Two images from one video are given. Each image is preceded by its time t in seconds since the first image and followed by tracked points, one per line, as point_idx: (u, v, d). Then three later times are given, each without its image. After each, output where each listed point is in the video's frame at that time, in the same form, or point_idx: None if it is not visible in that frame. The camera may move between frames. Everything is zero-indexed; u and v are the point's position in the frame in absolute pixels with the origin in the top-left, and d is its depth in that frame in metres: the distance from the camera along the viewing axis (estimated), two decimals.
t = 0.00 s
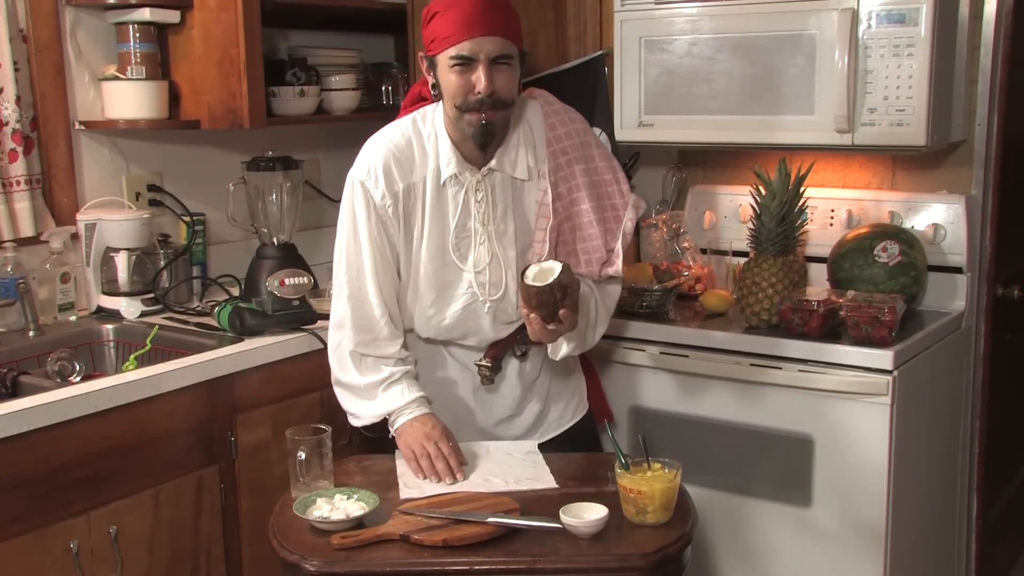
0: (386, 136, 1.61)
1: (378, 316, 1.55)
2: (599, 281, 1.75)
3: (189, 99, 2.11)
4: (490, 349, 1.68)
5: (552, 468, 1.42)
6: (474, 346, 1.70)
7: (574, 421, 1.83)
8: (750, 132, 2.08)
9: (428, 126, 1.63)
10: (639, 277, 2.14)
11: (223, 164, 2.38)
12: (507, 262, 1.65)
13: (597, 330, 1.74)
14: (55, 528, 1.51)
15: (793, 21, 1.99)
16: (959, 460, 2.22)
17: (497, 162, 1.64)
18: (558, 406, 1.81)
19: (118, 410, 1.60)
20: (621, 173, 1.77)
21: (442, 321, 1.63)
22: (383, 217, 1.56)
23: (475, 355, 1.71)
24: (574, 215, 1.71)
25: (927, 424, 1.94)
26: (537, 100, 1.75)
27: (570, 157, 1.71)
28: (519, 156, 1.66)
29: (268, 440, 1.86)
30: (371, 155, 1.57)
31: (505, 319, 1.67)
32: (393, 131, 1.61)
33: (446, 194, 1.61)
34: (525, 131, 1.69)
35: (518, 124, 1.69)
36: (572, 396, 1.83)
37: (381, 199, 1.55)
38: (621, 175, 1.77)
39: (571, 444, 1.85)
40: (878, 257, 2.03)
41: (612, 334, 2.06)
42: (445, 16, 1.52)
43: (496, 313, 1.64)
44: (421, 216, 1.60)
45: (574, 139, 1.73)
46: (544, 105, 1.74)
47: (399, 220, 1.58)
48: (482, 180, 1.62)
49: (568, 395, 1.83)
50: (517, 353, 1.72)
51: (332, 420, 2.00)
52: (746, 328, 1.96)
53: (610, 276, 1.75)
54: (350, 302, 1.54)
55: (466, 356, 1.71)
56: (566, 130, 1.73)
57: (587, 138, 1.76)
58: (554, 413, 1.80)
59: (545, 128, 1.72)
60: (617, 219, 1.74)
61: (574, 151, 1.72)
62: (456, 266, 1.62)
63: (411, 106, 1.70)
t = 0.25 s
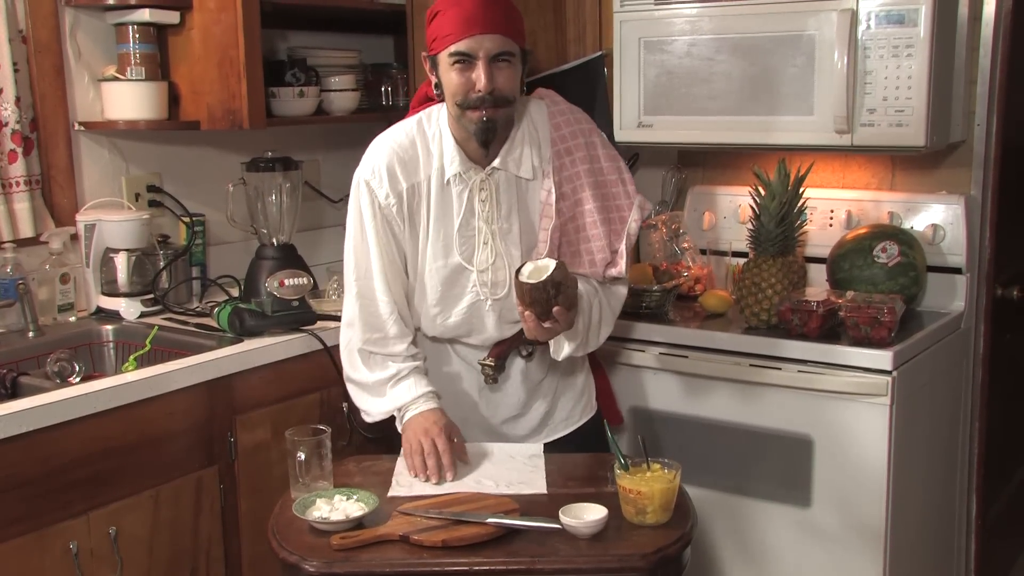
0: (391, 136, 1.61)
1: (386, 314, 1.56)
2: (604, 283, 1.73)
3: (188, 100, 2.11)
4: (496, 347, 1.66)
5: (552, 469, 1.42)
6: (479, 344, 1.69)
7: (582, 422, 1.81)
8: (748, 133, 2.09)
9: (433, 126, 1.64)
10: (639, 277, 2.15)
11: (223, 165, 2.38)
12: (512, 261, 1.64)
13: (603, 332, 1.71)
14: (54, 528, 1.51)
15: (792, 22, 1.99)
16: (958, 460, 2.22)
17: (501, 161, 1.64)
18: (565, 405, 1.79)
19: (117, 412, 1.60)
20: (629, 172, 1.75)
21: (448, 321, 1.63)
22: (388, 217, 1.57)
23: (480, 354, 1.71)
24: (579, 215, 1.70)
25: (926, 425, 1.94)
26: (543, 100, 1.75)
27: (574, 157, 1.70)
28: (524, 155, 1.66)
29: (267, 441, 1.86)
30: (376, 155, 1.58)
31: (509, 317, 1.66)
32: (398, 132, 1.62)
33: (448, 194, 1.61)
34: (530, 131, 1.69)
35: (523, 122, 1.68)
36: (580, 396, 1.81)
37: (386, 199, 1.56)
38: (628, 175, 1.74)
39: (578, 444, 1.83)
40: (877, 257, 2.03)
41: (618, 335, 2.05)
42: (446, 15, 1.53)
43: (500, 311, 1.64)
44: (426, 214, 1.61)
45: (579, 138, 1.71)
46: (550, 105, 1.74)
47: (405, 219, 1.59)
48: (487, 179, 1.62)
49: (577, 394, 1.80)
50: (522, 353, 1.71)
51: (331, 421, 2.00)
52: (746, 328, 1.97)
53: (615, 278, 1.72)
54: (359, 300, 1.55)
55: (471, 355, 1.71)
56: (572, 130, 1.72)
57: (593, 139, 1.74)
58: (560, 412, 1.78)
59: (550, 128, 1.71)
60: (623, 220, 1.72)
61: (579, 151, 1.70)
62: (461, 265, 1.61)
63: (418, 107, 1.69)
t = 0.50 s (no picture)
0: (392, 137, 1.62)
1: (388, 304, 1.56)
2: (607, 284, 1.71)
3: (187, 101, 2.11)
4: (497, 347, 1.62)
5: (551, 470, 1.42)
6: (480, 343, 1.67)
7: (583, 424, 1.79)
8: (746, 134, 2.09)
9: (434, 126, 1.64)
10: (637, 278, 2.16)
11: (221, 165, 2.38)
12: (513, 261, 1.64)
13: (605, 333, 1.71)
14: (53, 529, 1.51)
15: (790, 22, 2.00)
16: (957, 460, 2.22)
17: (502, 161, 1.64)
18: (566, 407, 1.77)
19: (115, 412, 1.60)
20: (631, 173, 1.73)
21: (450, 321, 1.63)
22: (389, 217, 1.58)
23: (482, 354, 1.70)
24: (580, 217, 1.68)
25: (925, 425, 1.94)
26: (543, 100, 1.75)
27: (575, 158, 1.68)
28: (525, 156, 1.66)
29: (266, 442, 1.86)
30: (377, 156, 1.59)
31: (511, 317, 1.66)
32: (400, 132, 1.62)
33: (449, 194, 1.61)
34: (531, 131, 1.68)
35: (524, 122, 1.68)
36: (584, 398, 1.78)
37: (386, 199, 1.57)
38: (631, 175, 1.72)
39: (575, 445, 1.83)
40: (876, 257, 2.03)
41: (623, 337, 2.04)
42: (446, 15, 1.53)
43: (502, 311, 1.64)
44: (428, 214, 1.61)
45: (580, 139, 1.70)
46: (550, 106, 1.73)
47: (406, 219, 1.60)
48: (488, 179, 1.62)
49: (579, 396, 1.78)
50: (525, 352, 1.71)
51: (330, 422, 2.00)
52: (745, 328, 1.97)
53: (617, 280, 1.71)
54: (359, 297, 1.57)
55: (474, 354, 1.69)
56: (572, 131, 1.70)
57: (594, 139, 1.72)
58: (562, 413, 1.77)
59: (551, 129, 1.70)
60: (624, 221, 1.70)
61: (579, 151, 1.69)
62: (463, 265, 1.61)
63: (421, 109, 1.70)
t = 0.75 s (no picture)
0: (387, 142, 1.62)
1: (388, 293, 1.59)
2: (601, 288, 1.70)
3: (185, 102, 2.11)
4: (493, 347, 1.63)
5: (549, 471, 1.42)
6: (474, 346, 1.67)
7: (582, 426, 1.75)
8: (743, 134, 2.09)
9: (429, 129, 1.63)
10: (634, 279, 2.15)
11: (219, 166, 2.38)
12: (507, 265, 1.64)
13: (600, 338, 1.68)
14: (50, 530, 1.51)
15: (788, 24, 2.00)
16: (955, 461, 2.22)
17: (496, 164, 1.63)
18: (564, 409, 1.74)
19: (113, 413, 1.60)
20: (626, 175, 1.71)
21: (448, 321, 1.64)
22: (384, 221, 1.58)
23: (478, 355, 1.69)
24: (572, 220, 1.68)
25: (922, 426, 1.94)
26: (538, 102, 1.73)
27: (568, 160, 1.67)
28: (517, 159, 1.64)
29: (264, 443, 1.86)
30: (372, 160, 1.60)
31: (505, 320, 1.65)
32: (394, 136, 1.62)
33: (444, 197, 1.61)
34: (524, 133, 1.67)
35: (516, 124, 1.67)
36: (582, 399, 1.76)
37: (380, 203, 1.57)
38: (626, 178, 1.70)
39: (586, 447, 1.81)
40: (874, 258, 2.03)
41: (621, 337, 2.05)
42: (437, 22, 1.53)
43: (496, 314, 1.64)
44: (422, 218, 1.61)
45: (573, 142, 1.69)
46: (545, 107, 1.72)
47: (401, 222, 1.60)
48: (482, 182, 1.62)
49: (577, 398, 1.75)
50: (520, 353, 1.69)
51: (328, 423, 2.00)
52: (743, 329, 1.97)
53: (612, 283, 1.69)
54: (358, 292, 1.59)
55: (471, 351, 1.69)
56: (565, 134, 1.69)
57: (588, 142, 1.71)
58: (559, 416, 1.74)
59: (543, 131, 1.69)
60: (617, 225, 1.68)
61: (572, 154, 1.68)
62: (458, 268, 1.62)
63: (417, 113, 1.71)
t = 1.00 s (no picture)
0: (378, 149, 1.61)
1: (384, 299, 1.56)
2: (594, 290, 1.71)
3: (182, 102, 2.11)
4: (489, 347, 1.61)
5: (546, 471, 1.42)
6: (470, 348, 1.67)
7: (577, 426, 1.75)
8: (740, 135, 2.09)
9: (420, 135, 1.63)
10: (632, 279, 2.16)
11: (216, 167, 2.38)
12: (502, 268, 1.65)
13: (593, 339, 1.67)
14: (47, 531, 1.51)
15: (785, 24, 2.00)
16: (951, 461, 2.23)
17: (489, 168, 1.64)
18: (559, 409, 1.74)
19: (110, 413, 1.60)
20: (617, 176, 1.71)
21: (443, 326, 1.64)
22: (377, 228, 1.57)
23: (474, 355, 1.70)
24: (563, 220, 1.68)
25: (918, 426, 1.94)
26: (531, 103, 1.74)
27: (560, 161, 1.68)
28: (511, 162, 1.65)
29: (261, 443, 1.86)
30: (363, 168, 1.58)
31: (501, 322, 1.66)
32: (385, 143, 1.61)
33: (439, 203, 1.61)
34: (517, 137, 1.68)
35: (509, 129, 1.67)
36: (577, 399, 1.75)
37: (373, 210, 1.56)
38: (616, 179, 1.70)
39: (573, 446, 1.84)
40: (871, 259, 2.03)
41: (613, 338, 2.05)
42: (436, 38, 1.52)
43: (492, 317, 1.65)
44: (416, 223, 1.61)
45: (564, 142, 1.69)
46: (537, 108, 1.72)
47: (394, 229, 1.59)
48: (477, 187, 1.62)
49: (572, 397, 1.75)
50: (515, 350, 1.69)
51: (325, 423, 2.00)
52: (740, 329, 1.98)
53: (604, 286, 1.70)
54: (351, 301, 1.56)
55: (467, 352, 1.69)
56: (557, 134, 1.69)
57: (580, 142, 1.71)
58: (554, 416, 1.74)
59: (536, 133, 1.69)
60: (606, 226, 1.68)
61: (563, 154, 1.68)
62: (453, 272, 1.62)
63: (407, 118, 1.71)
